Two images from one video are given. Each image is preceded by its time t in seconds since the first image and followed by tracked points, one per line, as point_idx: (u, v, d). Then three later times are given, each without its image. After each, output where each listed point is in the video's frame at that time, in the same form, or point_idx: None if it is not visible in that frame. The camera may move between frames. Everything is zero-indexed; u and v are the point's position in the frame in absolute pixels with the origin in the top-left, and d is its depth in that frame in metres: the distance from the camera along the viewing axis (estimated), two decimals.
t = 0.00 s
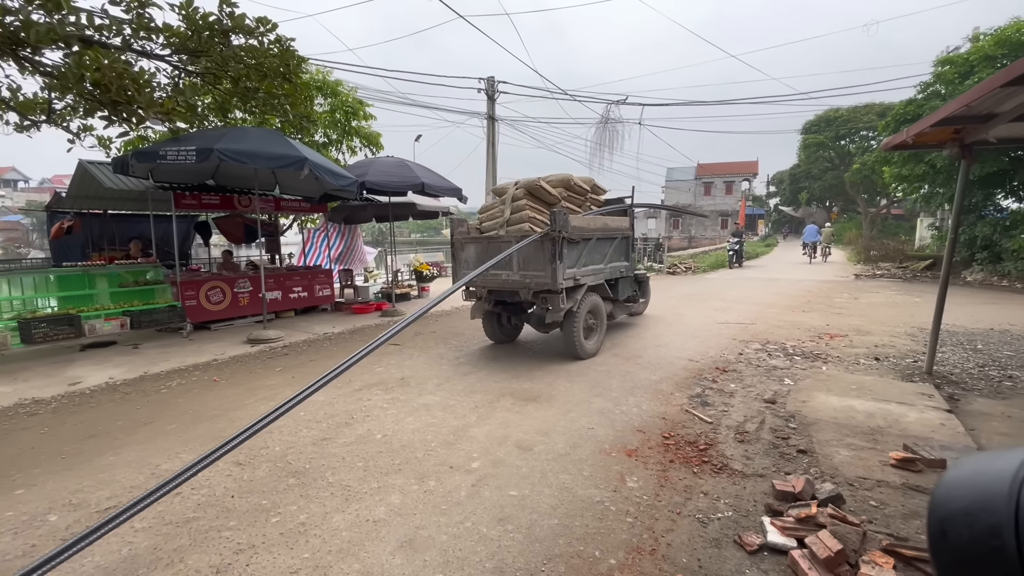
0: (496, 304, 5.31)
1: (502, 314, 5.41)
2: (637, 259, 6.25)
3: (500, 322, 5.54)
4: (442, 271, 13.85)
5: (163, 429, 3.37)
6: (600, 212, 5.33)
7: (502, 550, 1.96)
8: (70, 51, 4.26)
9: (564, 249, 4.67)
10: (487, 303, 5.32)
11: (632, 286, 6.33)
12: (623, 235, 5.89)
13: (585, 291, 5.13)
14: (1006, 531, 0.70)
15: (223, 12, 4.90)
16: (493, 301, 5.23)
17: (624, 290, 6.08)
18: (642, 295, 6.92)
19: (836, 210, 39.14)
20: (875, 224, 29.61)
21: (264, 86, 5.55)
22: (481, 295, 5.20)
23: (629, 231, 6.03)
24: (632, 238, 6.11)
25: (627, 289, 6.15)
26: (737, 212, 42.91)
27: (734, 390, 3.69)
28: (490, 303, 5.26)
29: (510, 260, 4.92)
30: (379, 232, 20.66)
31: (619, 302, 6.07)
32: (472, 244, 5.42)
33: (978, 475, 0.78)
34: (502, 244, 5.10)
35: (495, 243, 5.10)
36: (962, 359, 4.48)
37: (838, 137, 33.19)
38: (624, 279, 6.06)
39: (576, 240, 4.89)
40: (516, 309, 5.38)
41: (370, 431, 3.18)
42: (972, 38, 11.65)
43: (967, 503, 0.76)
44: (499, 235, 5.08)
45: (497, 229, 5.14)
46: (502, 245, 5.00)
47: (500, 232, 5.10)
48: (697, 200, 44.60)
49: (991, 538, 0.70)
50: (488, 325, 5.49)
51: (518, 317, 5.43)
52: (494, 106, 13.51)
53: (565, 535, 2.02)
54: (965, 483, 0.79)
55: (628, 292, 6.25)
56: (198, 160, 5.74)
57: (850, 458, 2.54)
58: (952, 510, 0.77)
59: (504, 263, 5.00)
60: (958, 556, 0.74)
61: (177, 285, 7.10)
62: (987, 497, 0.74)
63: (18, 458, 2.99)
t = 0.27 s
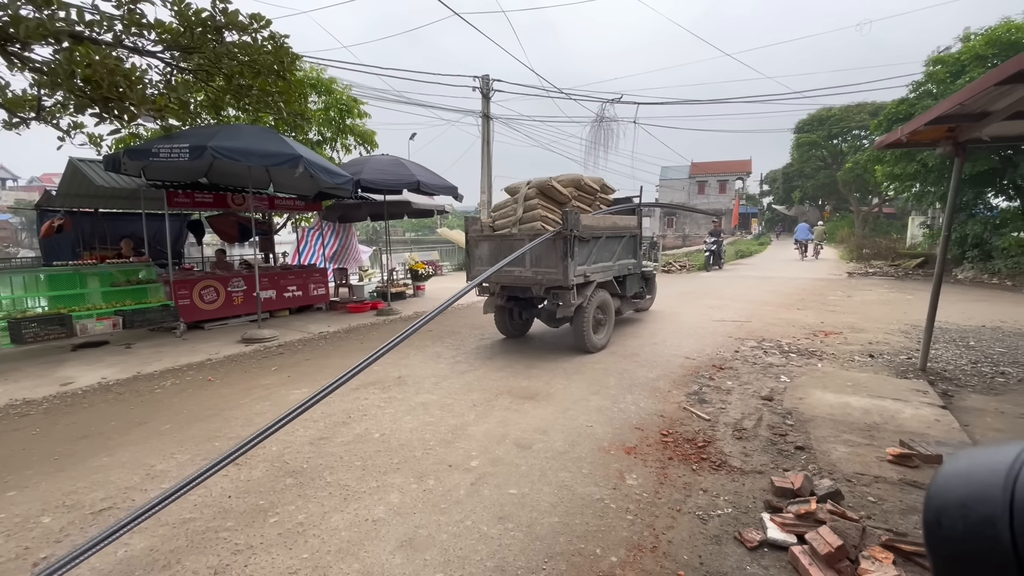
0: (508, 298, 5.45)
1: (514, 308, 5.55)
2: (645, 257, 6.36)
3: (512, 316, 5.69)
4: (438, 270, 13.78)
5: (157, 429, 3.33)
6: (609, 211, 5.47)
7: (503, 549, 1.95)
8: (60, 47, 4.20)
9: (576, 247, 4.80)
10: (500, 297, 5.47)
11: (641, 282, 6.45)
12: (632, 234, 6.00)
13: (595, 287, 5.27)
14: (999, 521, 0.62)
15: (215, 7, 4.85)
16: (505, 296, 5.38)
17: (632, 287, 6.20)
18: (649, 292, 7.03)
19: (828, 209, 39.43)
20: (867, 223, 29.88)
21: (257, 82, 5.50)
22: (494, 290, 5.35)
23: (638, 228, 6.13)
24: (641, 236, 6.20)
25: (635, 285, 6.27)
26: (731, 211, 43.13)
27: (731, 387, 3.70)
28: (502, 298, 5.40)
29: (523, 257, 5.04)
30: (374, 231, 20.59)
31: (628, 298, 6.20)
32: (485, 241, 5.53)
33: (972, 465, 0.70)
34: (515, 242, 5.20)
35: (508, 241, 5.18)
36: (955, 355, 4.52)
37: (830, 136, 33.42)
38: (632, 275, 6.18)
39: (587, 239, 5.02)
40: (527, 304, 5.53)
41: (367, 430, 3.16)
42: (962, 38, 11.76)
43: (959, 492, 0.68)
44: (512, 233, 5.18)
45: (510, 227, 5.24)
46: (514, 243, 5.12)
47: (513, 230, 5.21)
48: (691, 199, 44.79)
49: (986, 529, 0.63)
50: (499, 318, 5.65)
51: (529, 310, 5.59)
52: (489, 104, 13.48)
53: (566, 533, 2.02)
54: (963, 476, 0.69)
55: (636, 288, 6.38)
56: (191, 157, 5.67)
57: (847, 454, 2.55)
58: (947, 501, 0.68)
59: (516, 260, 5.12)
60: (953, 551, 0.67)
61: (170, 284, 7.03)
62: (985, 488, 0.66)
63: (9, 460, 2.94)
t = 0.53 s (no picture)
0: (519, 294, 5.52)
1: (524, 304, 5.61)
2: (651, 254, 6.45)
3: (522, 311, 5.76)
4: (433, 269, 13.69)
5: (151, 431, 3.27)
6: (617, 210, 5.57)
7: (508, 551, 1.92)
8: (49, 42, 4.12)
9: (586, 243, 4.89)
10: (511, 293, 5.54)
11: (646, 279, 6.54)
12: (639, 232, 6.09)
13: (603, 282, 5.36)
14: None
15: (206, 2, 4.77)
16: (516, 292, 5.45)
17: (639, 283, 6.29)
18: (654, 288, 7.12)
19: (821, 207, 39.68)
20: (860, 221, 30.08)
21: (251, 79, 5.43)
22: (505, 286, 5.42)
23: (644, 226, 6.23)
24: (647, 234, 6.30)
25: (642, 282, 6.36)
26: (724, 209, 43.31)
27: (731, 385, 3.70)
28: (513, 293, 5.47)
29: (534, 254, 5.10)
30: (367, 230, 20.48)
31: (634, 294, 6.29)
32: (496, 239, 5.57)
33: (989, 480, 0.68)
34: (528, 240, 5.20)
35: (519, 238, 5.20)
36: (951, 353, 4.54)
37: (823, 135, 33.61)
38: (639, 272, 6.26)
39: (596, 235, 5.10)
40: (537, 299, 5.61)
41: (366, 431, 3.13)
42: (954, 37, 11.85)
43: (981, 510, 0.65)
44: (523, 230, 5.20)
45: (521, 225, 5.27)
46: (525, 240, 5.17)
47: (524, 228, 5.24)
48: (685, 197, 44.92)
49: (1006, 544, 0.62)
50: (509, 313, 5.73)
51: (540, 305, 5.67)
52: (484, 102, 13.43)
53: (571, 534, 2.00)
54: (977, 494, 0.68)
55: (642, 284, 6.47)
56: (184, 154, 5.58)
57: (850, 452, 2.55)
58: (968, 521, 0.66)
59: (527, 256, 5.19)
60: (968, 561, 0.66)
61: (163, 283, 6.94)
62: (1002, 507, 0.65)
63: None
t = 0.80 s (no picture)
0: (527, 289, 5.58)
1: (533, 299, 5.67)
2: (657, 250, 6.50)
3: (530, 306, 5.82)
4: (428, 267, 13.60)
5: (143, 434, 3.21)
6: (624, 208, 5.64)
7: (512, 555, 1.89)
8: (36, 37, 4.03)
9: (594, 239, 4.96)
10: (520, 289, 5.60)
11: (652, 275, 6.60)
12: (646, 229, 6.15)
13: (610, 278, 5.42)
14: None
15: None
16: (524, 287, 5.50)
17: (645, 279, 6.35)
18: (659, 285, 7.17)
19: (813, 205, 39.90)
20: (852, 219, 30.26)
21: (243, 75, 5.34)
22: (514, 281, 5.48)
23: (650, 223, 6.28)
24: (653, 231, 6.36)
25: (648, 279, 6.42)
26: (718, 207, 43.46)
27: (731, 384, 3.68)
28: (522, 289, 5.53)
29: (543, 250, 5.15)
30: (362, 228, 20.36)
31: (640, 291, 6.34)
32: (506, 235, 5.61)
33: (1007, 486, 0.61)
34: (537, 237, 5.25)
35: (529, 235, 5.22)
36: (948, 350, 4.55)
37: (815, 133, 33.77)
38: (645, 268, 6.32)
39: (604, 232, 5.16)
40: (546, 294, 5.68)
41: (364, 432, 3.08)
42: (946, 36, 11.92)
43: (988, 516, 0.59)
44: (532, 227, 5.21)
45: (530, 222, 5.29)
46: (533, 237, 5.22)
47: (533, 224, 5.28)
48: (679, 195, 45.04)
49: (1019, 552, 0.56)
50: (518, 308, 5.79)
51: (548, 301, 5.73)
52: (479, 100, 13.36)
53: (575, 537, 1.96)
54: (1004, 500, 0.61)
55: (648, 280, 6.52)
56: (175, 151, 5.49)
57: (853, 451, 2.53)
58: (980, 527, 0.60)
59: (536, 252, 5.23)
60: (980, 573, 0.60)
61: (154, 282, 6.83)
62: None
63: None
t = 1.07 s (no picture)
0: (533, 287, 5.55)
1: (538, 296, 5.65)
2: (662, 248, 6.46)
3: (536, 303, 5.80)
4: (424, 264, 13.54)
5: (129, 440, 3.13)
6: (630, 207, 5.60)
7: (510, 567, 1.83)
8: (18, 31, 3.92)
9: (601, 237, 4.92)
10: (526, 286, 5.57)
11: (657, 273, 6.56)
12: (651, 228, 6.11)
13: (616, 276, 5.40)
14: None
15: None
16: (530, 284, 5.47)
17: (650, 277, 6.32)
18: (663, 283, 7.15)
19: (807, 203, 40.04)
20: (846, 217, 30.37)
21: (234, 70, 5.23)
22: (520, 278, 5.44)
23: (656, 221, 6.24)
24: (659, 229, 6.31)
25: (653, 276, 6.39)
26: (713, 205, 43.52)
27: (731, 384, 3.64)
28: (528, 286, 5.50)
29: (550, 248, 5.11)
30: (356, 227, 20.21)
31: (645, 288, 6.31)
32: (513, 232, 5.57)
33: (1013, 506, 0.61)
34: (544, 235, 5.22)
35: (536, 233, 5.17)
36: (947, 349, 4.53)
37: (809, 131, 33.85)
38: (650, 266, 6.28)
39: (610, 230, 5.12)
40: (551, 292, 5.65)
41: (357, 437, 3.01)
42: (940, 34, 11.94)
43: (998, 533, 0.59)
44: (539, 225, 5.17)
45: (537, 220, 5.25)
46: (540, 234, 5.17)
47: (540, 222, 5.24)
48: (673, 193, 45.07)
49: None
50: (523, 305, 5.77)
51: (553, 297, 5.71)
52: (474, 97, 13.27)
53: (575, 547, 1.91)
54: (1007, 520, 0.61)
55: (653, 278, 6.49)
56: (163, 148, 5.39)
57: (856, 453, 2.49)
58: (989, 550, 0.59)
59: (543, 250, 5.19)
60: None
61: (143, 282, 6.71)
62: None
63: None
